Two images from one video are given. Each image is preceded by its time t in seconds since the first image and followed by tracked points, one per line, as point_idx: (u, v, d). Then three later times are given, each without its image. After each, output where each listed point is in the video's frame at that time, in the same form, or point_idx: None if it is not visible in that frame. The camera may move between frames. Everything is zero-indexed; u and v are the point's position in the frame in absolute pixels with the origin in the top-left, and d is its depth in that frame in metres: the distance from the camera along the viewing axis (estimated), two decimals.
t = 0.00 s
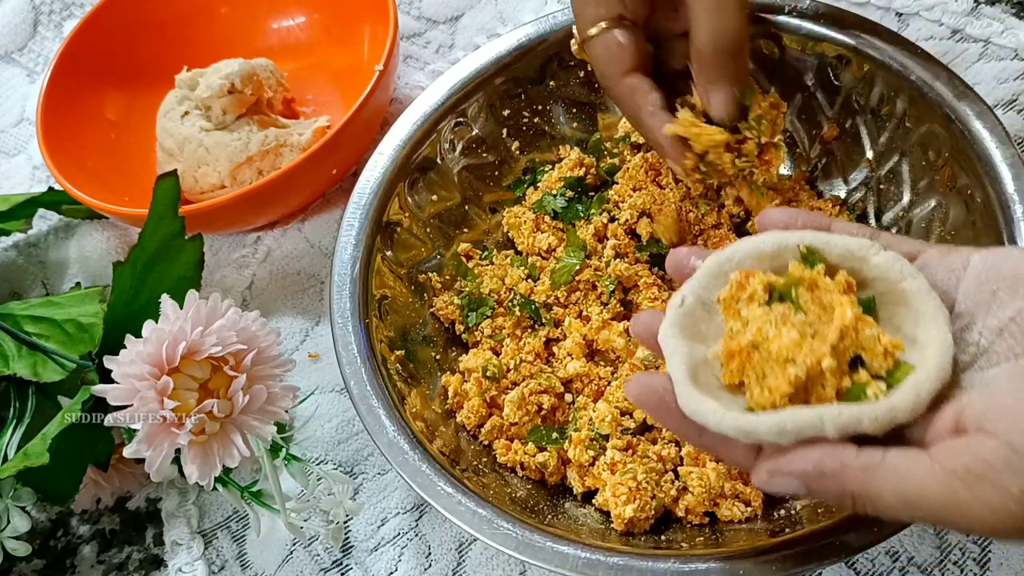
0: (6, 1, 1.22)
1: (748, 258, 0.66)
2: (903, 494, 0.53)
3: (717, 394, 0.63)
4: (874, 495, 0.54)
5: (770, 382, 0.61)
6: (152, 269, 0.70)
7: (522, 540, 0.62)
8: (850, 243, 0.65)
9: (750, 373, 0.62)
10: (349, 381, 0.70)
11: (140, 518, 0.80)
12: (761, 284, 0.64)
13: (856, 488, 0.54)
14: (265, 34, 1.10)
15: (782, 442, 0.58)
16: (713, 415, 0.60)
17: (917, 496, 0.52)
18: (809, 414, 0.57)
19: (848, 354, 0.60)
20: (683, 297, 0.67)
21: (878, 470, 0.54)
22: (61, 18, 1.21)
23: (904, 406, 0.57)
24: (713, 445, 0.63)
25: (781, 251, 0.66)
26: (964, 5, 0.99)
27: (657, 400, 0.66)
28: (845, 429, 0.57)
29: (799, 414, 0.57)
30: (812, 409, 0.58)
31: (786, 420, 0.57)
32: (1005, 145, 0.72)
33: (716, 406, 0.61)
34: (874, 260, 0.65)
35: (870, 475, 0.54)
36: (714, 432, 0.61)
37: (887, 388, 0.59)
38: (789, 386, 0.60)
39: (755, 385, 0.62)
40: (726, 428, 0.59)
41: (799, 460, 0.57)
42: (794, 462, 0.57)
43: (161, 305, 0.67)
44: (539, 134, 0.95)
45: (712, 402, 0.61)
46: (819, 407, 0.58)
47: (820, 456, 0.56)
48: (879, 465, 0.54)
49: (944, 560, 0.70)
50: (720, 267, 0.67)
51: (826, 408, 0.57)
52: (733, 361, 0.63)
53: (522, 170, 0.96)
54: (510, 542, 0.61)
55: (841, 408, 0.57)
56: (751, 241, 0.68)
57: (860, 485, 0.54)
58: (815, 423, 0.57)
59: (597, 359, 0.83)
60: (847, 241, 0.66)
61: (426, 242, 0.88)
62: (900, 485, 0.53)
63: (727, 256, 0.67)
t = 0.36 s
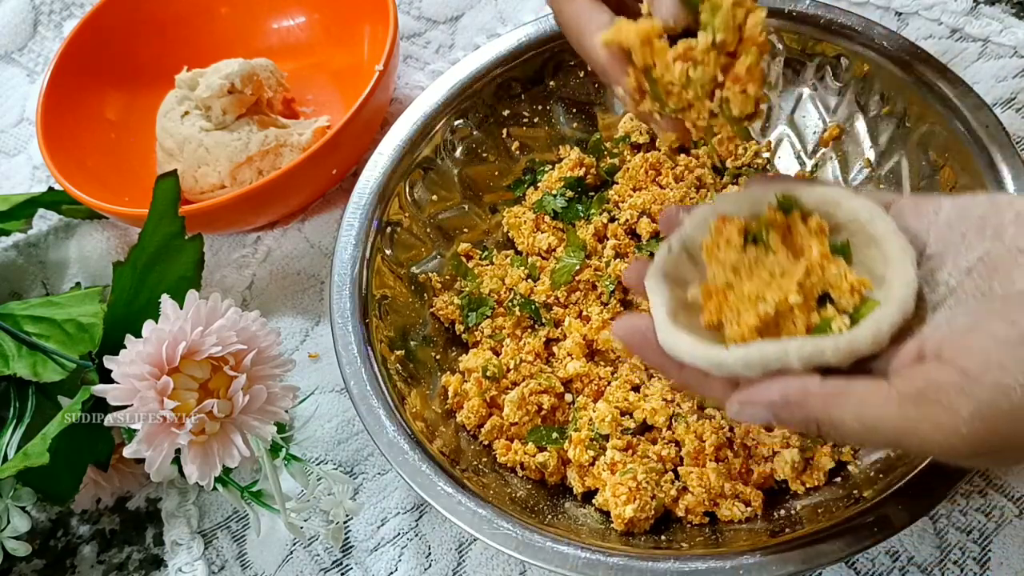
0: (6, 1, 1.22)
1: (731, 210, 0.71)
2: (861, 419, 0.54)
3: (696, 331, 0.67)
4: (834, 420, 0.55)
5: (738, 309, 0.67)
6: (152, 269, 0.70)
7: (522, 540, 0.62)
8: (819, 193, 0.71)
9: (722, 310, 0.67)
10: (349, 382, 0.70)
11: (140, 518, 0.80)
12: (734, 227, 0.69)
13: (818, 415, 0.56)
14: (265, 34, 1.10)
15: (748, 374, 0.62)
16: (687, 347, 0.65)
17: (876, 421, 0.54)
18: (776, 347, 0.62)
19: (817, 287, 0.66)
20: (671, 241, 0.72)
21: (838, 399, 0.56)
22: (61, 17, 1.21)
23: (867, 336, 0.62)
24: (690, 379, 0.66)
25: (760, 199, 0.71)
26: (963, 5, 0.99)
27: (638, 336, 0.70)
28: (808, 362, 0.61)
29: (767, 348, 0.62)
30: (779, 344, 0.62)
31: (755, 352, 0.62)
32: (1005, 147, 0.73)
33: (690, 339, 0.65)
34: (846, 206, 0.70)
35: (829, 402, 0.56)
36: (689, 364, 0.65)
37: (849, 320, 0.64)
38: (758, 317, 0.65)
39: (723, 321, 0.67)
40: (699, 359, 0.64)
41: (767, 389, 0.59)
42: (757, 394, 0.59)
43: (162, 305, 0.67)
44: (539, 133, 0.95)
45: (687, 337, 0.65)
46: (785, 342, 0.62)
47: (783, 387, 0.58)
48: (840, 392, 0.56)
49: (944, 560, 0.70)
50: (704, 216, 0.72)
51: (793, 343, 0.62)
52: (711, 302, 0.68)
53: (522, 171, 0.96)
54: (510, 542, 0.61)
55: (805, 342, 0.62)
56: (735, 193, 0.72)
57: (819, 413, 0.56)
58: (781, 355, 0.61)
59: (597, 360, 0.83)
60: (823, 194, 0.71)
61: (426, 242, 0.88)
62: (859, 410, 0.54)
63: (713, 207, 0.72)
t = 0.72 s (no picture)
0: (6, 1, 1.22)
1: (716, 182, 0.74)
2: (861, 385, 0.59)
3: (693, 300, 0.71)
4: (835, 386, 0.60)
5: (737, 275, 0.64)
6: (152, 269, 0.70)
7: (522, 540, 0.62)
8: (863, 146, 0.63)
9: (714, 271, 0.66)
10: (349, 382, 0.70)
11: (140, 518, 0.80)
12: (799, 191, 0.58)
13: (816, 379, 0.60)
14: (264, 34, 1.10)
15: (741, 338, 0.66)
16: (681, 316, 0.69)
17: (873, 387, 0.58)
18: (770, 309, 0.65)
19: (823, 248, 0.64)
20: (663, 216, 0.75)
21: (840, 363, 0.60)
22: (61, 17, 1.21)
23: (863, 308, 0.64)
24: (686, 347, 0.71)
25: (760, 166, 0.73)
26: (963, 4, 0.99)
27: (632, 304, 0.75)
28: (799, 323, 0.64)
29: (761, 314, 0.65)
30: (771, 309, 0.65)
31: (748, 318, 0.65)
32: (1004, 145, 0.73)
33: (684, 306, 0.69)
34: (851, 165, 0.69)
35: (830, 367, 0.60)
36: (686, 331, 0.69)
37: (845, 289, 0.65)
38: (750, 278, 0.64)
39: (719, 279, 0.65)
40: (694, 328, 0.68)
41: (761, 355, 0.63)
42: (752, 356, 0.63)
43: (162, 305, 0.67)
44: (539, 133, 0.95)
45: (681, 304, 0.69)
46: (780, 305, 0.65)
47: (779, 351, 0.62)
48: (840, 359, 0.60)
49: (944, 560, 0.70)
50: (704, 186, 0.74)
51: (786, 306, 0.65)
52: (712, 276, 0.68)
53: (522, 171, 0.96)
54: (510, 542, 0.61)
55: (800, 306, 0.65)
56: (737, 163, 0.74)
57: (817, 376, 0.60)
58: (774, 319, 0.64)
59: (597, 359, 0.83)
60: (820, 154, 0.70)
61: (426, 242, 0.88)
62: (857, 377, 0.59)
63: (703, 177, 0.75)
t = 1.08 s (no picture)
0: (6, 1, 1.22)
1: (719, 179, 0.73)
2: (858, 387, 0.60)
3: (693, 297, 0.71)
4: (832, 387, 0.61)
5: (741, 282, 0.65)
6: (152, 269, 0.70)
7: (522, 540, 0.62)
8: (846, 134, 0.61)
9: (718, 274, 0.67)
10: (349, 382, 0.70)
11: (140, 518, 0.80)
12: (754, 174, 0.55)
13: (814, 378, 0.61)
14: (264, 34, 1.10)
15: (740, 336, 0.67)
16: (683, 316, 0.69)
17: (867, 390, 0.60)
18: (773, 309, 0.66)
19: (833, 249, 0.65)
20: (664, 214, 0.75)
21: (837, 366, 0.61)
22: (61, 17, 1.21)
23: (864, 312, 0.65)
24: (685, 346, 0.71)
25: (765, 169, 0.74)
26: (962, 4, 0.99)
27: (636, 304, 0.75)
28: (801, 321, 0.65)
29: (765, 313, 0.66)
30: (773, 310, 0.66)
31: (751, 316, 0.66)
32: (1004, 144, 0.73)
33: (685, 305, 0.70)
34: (854, 176, 0.72)
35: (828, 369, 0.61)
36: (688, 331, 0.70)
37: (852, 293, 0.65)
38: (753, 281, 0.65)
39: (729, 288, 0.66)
40: (696, 326, 0.69)
41: (759, 352, 0.64)
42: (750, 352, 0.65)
43: (162, 305, 0.67)
44: (539, 133, 0.95)
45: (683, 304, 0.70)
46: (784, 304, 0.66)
47: (779, 348, 0.64)
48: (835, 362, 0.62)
49: (944, 560, 0.70)
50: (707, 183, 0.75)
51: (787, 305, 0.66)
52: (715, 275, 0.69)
53: (522, 171, 0.96)
54: (510, 542, 0.61)
55: (803, 307, 0.65)
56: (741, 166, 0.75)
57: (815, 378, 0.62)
58: (777, 318, 0.65)
59: (597, 359, 0.83)
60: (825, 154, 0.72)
61: (426, 242, 0.88)
62: (853, 380, 0.60)
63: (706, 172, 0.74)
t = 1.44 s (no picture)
0: (6, 1, 1.22)
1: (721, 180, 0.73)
2: (848, 397, 0.61)
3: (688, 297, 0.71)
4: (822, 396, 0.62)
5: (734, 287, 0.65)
6: (152, 269, 0.70)
7: (522, 540, 0.62)
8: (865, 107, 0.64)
9: (702, 273, 0.67)
10: (349, 381, 0.70)
11: (140, 518, 0.80)
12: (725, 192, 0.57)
13: (804, 387, 0.62)
14: (264, 34, 1.10)
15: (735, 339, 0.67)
16: (679, 315, 0.68)
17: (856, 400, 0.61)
18: (772, 314, 0.65)
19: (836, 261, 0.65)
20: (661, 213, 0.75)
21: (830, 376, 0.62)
22: (60, 17, 1.21)
23: (864, 321, 0.65)
24: (678, 346, 0.71)
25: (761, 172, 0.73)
26: (962, 4, 0.99)
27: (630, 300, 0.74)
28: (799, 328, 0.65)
29: (763, 317, 0.65)
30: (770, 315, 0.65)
31: (748, 319, 0.66)
32: (1004, 145, 0.73)
33: (681, 306, 0.69)
34: (853, 183, 0.72)
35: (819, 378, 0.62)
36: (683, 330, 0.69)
37: (857, 302, 0.65)
38: (751, 284, 0.65)
39: (716, 287, 0.66)
40: (691, 327, 0.68)
41: (750, 354, 0.65)
42: (744, 353, 0.65)
43: (162, 305, 0.67)
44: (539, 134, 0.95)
45: (679, 303, 0.69)
46: (782, 309, 0.66)
47: (772, 353, 0.64)
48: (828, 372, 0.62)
49: (944, 560, 0.70)
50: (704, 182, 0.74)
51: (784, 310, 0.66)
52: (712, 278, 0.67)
53: (522, 171, 0.96)
54: (510, 542, 0.61)
55: (802, 314, 0.65)
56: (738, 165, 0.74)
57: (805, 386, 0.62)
58: (774, 322, 0.65)
59: (598, 359, 0.83)
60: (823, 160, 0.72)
61: (426, 242, 0.88)
62: (845, 390, 0.61)
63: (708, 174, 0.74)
